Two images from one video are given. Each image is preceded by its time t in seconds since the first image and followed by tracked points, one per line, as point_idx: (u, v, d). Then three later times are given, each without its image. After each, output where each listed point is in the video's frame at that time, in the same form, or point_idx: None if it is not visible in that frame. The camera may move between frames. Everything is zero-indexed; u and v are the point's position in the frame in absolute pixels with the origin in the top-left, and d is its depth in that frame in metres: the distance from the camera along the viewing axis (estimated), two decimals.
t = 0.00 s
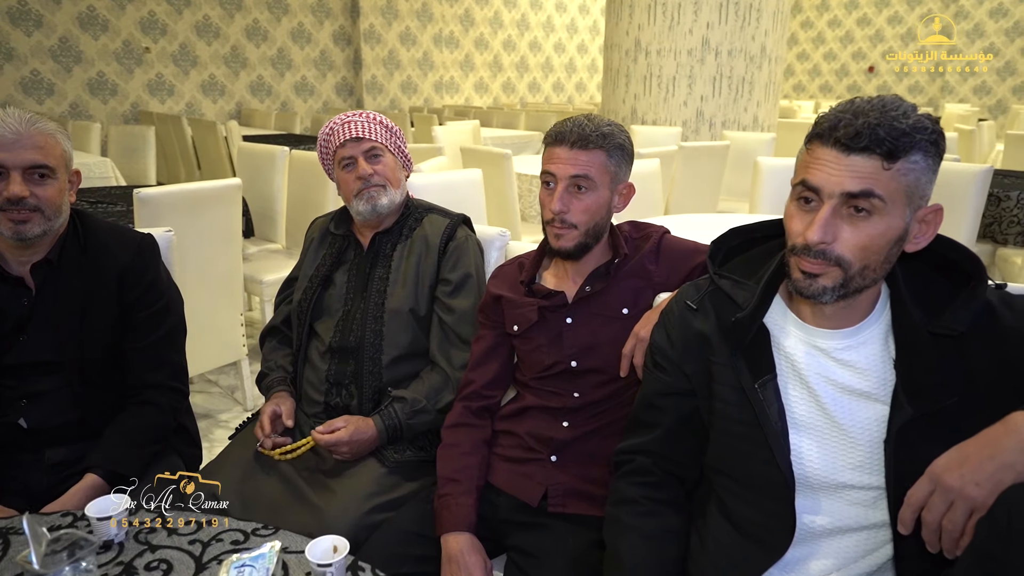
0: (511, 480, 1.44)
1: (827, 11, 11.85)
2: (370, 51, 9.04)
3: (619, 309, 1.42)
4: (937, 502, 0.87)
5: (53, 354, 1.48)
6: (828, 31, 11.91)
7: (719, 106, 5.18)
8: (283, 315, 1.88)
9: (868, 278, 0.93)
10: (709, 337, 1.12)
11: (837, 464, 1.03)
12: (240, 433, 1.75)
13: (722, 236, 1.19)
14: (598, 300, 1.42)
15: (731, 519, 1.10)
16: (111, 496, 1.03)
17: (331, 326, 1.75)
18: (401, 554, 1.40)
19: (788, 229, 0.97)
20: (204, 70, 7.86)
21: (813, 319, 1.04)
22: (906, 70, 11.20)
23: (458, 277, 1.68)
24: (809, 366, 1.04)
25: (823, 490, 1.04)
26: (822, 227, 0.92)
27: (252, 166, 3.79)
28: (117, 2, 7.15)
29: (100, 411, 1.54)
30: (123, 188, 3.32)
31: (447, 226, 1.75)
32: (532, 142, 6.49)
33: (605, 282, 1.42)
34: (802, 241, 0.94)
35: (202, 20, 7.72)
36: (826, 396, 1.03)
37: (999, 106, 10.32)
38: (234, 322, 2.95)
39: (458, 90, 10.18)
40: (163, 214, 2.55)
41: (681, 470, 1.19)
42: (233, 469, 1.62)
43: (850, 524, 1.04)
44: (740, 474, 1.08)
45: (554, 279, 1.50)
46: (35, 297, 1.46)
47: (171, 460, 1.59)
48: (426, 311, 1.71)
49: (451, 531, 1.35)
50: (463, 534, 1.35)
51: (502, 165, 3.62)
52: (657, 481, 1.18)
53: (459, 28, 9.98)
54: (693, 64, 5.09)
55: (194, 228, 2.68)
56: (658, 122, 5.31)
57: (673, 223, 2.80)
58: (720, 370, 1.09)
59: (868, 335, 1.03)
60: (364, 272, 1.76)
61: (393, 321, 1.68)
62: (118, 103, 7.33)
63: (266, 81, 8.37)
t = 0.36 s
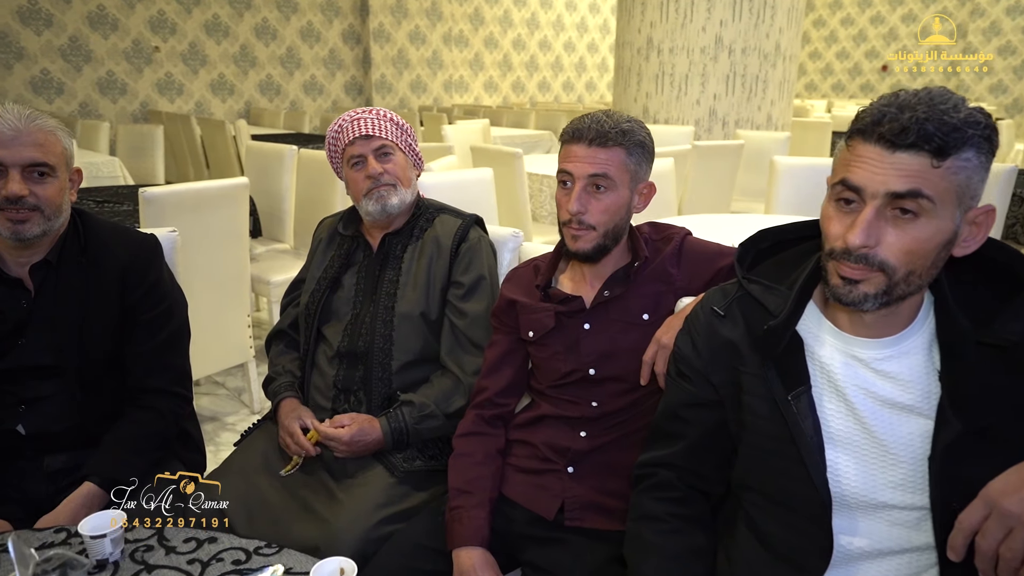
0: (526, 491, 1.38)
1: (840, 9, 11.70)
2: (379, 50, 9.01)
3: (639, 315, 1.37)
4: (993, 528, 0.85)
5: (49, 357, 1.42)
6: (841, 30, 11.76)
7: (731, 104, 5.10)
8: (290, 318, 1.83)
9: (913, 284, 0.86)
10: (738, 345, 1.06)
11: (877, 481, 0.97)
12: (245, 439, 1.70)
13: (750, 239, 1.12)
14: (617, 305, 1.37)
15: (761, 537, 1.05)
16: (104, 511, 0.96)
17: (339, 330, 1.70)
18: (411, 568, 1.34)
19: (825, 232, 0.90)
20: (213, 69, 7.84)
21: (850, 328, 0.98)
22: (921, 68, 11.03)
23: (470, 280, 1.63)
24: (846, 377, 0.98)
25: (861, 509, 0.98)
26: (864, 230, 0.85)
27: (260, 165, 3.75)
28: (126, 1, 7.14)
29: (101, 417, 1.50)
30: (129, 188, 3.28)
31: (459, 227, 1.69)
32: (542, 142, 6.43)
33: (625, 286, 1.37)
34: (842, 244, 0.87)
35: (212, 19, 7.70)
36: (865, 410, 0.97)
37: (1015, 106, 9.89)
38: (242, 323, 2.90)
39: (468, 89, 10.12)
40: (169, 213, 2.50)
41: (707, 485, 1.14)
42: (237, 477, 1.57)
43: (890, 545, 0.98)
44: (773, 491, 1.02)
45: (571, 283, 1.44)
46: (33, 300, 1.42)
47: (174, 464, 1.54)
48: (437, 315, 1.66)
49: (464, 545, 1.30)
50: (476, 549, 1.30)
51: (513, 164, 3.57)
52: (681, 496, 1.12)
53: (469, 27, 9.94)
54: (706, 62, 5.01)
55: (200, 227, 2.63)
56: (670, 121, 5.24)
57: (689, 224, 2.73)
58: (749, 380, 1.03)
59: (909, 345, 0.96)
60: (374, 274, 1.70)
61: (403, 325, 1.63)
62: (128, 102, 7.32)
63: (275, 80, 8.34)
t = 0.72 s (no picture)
0: (548, 510, 1.30)
1: (856, 8, 11.55)
2: (390, 49, 8.95)
3: (670, 323, 1.29)
4: None
5: (49, 363, 1.36)
6: (857, 30, 11.60)
7: (748, 104, 5.00)
8: (301, 322, 1.76)
9: (987, 294, 0.78)
10: (783, 357, 0.97)
11: (939, 507, 0.89)
12: (251, 449, 1.63)
13: (795, 242, 1.04)
14: (646, 313, 1.29)
15: (804, 563, 0.98)
16: (102, 535, 0.90)
17: (352, 336, 1.63)
18: None
19: (887, 235, 0.82)
20: (224, 67, 7.80)
21: (910, 341, 0.90)
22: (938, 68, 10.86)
23: (489, 284, 1.56)
24: (905, 394, 0.90)
25: (920, 537, 0.91)
26: (934, 235, 0.77)
27: (270, 164, 3.69)
28: None
29: (103, 426, 1.44)
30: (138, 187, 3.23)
31: (476, 228, 1.62)
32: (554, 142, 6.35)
33: (654, 293, 1.29)
34: (907, 249, 0.80)
35: (223, 17, 7.67)
36: (925, 430, 0.89)
37: None
38: (251, 326, 2.84)
39: (479, 89, 10.06)
40: (178, 213, 2.44)
41: (746, 508, 1.06)
42: (243, 489, 1.50)
43: None
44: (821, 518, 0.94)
45: (596, 288, 1.37)
46: (32, 302, 1.35)
47: (178, 470, 1.48)
48: (453, 320, 1.58)
49: (483, 567, 1.23)
50: (495, 571, 1.22)
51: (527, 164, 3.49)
52: (719, 520, 1.04)
53: (480, 26, 9.87)
54: (723, 61, 4.91)
55: (208, 228, 2.57)
56: (685, 121, 5.14)
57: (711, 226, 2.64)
58: (796, 396, 0.95)
59: (976, 359, 0.88)
60: (387, 277, 1.63)
61: (418, 331, 1.56)
62: (138, 101, 7.29)
63: (286, 79, 8.30)
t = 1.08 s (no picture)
0: (573, 531, 1.23)
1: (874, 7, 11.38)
2: (403, 48, 8.90)
3: (704, 334, 1.21)
4: None
5: (49, 373, 1.31)
6: (875, 28, 11.37)
7: (768, 103, 4.89)
8: (311, 329, 1.70)
9: None
10: (835, 375, 0.89)
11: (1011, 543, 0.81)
12: (259, 462, 1.57)
13: (846, 248, 0.96)
14: (679, 323, 1.22)
15: None
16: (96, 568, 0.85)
17: (365, 343, 1.56)
18: None
19: (960, 244, 0.78)
20: (237, 67, 7.78)
21: (981, 359, 0.81)
22: (958, 67, 10.67)
23: (508, 289, 1.48)
24: (975, 419, 0.81)
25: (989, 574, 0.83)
26: (1019, 244, 0.73)
27: (283, 164, 3.63)
28: None
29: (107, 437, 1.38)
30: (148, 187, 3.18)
31: (496, 231, 1.55)
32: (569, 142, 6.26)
33: (688, 302, 1.21)
34: (986, 259, 0.75)
35: (236, 17, 7.64)
36: (999, 458, 0.81)
37: None
38: (263, 328, 2.79)
39: (492, 88, 9.98)
40: (189, 213, 2.39)
41: (791, 536, 0.98)
42: (252, 504, 1.44)
43: None
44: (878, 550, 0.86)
45: (624, 296, 1.29)
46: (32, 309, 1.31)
47: (177, 471, 1.41)
48: (471, 328, 1.51)
49: None
50: None
51: (543, 164, 3.41)
52: (763, 549, 0.96)
53: (493, 25, 9.80)
54: (742, 59, 4.80)
55: (218, 229, 2.51)
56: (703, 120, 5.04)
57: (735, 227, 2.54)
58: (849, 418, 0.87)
59: None
60: (402, 282, 1.56)
61: (435, 339, 1.49)
62: (152, 101, 7.27)
63: (299, 78, 8.26)
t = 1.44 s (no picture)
0: (598, 549, 1.17)
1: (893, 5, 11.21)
2: (417, 47, 8.86)
3: (739, 341, 1.15)
4: None
5: (57, 380, 1.27)
6: (893, 26, 11.20)
7: (787, 103, 4.80)
8: (325, 333, 1.64)
9: None
10: (890, 388, 0.83)
11: None
12: (272, 470, 1.52)
13: (897, 251, 0.90)
14: (713, 330, 1.15)
15: None
16: None
17: (380, 347, 1.51)
18: None
19: None
20: (251, 67, 7.77)
21: None
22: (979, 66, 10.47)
23: (530, 292, 1.42)
24: None
25: None
26: None
27: (296, 164, 3.59)
28: None
29: (115, 446, 1.33)
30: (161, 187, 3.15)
31: (517, 231, 1.49)
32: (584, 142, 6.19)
33: (721, 308, 1.15)
34: None
35: (250, 17, 7.63)
36: None
37: None
38: (277, 331, 2.75)
39: (506, 88, 9.93)
40: (201, 214, 2.35)
41: (840, 563, 0.91)
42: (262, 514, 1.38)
43: None
44: None
45: (653, 301, 1.23)
46: (40, 313, 1.27)
47: (178, 469, 1.33)
48: (491, 332, 1.45)
49: None
50: None
51: (559, 164, 3.35)
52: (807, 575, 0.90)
53: (507, 25, 9.74)
54: (760, 58, 4.71)
55: (232, 229, 2.47)
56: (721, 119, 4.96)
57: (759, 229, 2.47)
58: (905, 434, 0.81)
59: None
60: (419, 284, 1.51)
61: (453, 344, 1.43)
62: (166, 101, 7.27)
63: (313, 78, 8.25)
